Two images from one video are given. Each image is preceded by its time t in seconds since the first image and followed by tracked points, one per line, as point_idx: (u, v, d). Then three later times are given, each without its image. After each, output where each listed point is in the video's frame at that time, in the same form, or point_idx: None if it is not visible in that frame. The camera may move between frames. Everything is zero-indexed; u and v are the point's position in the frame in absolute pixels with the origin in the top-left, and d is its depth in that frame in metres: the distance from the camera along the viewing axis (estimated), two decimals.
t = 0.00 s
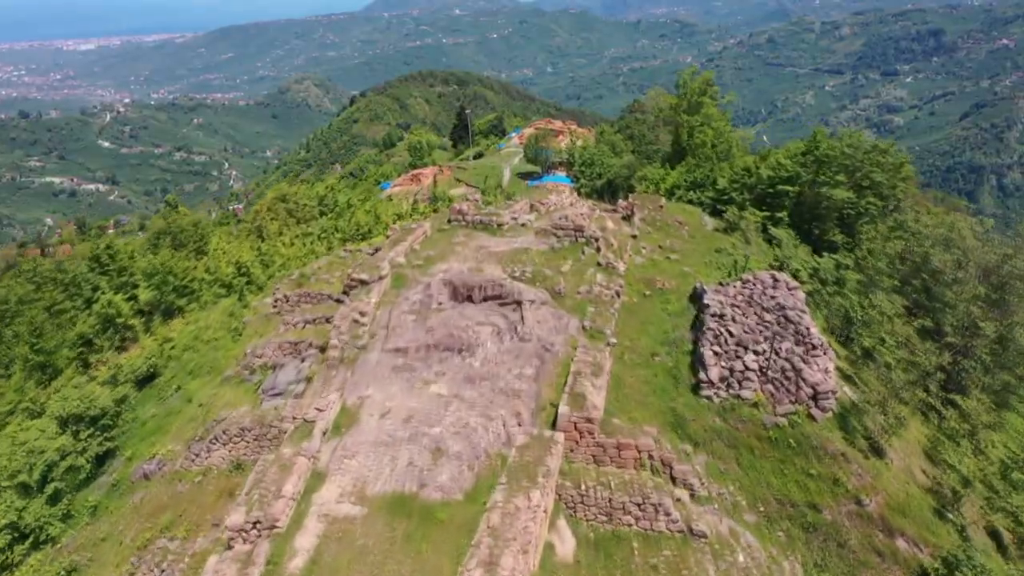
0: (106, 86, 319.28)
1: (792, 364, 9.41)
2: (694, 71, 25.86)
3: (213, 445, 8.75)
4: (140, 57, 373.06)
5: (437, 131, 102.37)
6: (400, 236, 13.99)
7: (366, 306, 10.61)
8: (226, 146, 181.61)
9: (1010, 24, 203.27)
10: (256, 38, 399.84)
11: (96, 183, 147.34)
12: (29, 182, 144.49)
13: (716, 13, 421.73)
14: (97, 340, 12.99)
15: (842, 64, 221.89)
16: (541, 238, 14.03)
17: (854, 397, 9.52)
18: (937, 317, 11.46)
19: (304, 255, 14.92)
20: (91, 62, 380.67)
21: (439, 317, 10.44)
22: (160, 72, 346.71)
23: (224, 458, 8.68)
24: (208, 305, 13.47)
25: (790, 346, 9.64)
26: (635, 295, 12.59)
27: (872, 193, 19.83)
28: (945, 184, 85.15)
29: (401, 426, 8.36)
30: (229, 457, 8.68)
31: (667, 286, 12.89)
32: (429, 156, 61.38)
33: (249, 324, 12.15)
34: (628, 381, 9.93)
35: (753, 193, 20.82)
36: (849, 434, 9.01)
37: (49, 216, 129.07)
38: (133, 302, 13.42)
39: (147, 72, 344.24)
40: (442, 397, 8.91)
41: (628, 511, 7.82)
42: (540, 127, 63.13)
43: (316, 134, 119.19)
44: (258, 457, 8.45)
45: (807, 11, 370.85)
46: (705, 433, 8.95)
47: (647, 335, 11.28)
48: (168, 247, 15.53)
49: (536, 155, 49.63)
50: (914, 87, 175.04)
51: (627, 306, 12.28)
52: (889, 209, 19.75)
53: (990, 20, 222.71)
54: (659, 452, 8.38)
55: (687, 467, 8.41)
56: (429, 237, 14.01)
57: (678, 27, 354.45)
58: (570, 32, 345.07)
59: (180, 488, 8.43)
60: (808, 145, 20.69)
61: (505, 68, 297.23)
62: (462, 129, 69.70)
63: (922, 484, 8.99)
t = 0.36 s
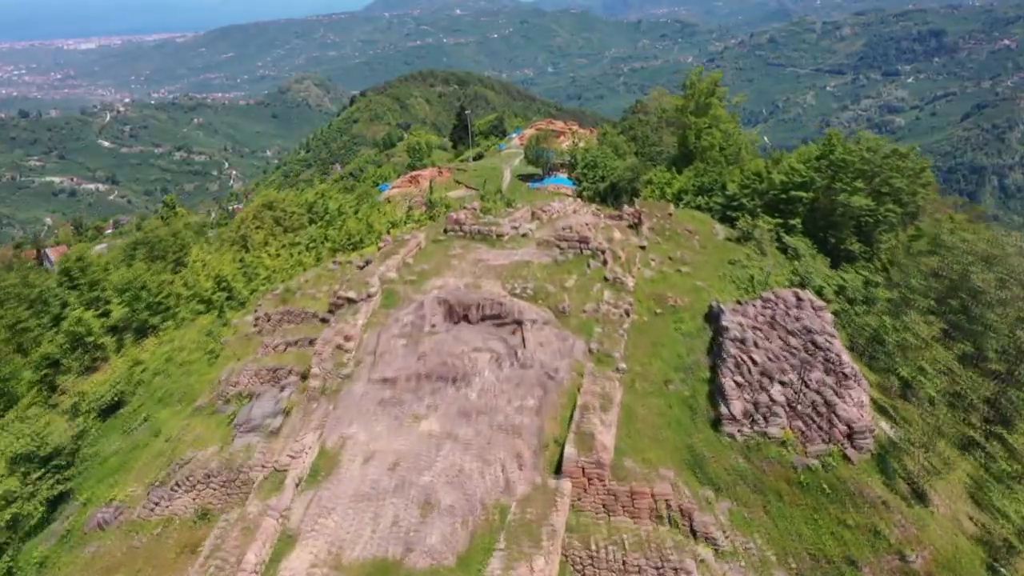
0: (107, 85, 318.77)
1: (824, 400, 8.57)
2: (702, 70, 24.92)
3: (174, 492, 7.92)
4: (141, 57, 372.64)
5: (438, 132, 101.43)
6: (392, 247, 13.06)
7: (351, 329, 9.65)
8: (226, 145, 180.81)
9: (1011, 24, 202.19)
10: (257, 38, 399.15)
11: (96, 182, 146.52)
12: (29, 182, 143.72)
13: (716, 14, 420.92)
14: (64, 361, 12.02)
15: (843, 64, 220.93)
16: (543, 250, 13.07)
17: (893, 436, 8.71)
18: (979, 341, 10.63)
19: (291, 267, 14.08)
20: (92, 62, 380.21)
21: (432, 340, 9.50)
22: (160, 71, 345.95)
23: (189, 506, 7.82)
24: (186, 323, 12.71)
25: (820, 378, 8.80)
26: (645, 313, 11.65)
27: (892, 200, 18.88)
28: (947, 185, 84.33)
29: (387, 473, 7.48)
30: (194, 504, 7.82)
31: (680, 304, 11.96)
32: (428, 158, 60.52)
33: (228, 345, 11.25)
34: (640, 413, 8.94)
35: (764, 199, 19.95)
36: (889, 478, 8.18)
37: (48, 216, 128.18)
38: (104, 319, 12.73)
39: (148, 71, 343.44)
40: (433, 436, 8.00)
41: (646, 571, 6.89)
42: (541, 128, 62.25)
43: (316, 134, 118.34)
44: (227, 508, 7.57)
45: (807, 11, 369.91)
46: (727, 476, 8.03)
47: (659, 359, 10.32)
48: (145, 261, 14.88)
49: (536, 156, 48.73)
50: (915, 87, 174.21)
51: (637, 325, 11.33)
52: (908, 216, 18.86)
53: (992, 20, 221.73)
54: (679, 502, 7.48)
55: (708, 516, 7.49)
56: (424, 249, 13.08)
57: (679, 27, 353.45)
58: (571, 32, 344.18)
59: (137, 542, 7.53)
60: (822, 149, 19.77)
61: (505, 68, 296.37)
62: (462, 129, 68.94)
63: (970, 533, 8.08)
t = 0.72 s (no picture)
0: (107, 84, 318.09)
1: (862, 446, 8.58)
2: (709, 72, 24.02)
3: (127, 553, 7.89)
4: (142, 57, 371.90)
5: (439, 132, 100.59)
6: (382, 263, 12.12)
7: (332, 360, 9.33)
8: (226, 145, 180.25)
9: (1013, 25, 201.20)
10: (257, 38, 398.62)
11: (95, 182, 145.97)
12: (29, 181, 143.29)
13: (717, 13, 419.51)
14: (28, 387, 12.85)
15: (845, 64, 219.97)
16: (545, 266, 12.11)
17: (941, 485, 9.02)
18: None
19: (275, 282, 13.42)
20: (92, 61, 379.33)
21: (422, 376, 9.13)
22: (161, 71, 345.44)
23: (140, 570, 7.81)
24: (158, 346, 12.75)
25: (857, 420, 8.77)
26: (657, 336, 10.67)
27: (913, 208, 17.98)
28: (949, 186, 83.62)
29: (367, 540, 7.40)
30: (146, 568, 7.81)
31: (695, 326, 10.98)
32: (428, 159, 59.79)
33: (201, 372, 10.71)
34: (654, 457, 8.56)
35: (778, 207, 19.04)
36: (938, 532, 8.33)
37: (48, 215, 127.62)
38: (72, 342, 13.56)
39: (148, 70, 342.96)
40: (423, 491, 7.85)
41: None
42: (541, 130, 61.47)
43: (316, 134, 117.59)
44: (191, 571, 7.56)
45: (808, 11, 368.92)
46: (756, 531, 7.96)
47: (675, 393, 9.55)
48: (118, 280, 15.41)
49: (537, 158, 47.97)
50: (916, 88, 173.21)
51: (649, 350, 10.36)
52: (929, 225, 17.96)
53: (993, 20, 220.76)
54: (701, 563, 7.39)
55: None
56: (417, 265, 12.16)
57: (680, 27, 352.32)
58: (572, 32, 343.18)
59: None
60: (838, 153, 18.76)
61: (506, 67, 295.33)
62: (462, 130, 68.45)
63: None
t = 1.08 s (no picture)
0: (109, 84, 318.42)
1: (915, 509, 7.03)
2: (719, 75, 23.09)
3: None
4: (143, 56, 372.69)
5: (440, 133, 99.78)
6: (372, 284, 11.17)
7: (309, 404, 8.35)
8: (227, 144, 179.85)
9: (1015, 27, 201.02)
10: (258, 38, 398.86)
11: (95, 181, 145.39)
12: (29, 180, 142.82)
13: (719, 14, 419.45)
14: None
15: (846, 65, 219.68)
16: (549, 289, 11.17)
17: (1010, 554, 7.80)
18: None
19: (258, 299, 12.54)
20: (93, 61, 380.11)
21: (413, 421, 8.28)
22: (163, 71, 345.93)
23: None
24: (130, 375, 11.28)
25: (912, 477, 7.24)
26: (671, 369, 9.75)
27: (937, 219, 16.94)
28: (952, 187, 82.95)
29: None
30: None
31: (713, 356, 10.04)
32: (427, 162, 58.83)
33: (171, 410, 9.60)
34: (675, 520, 7.47)
35: (792, 218, 18.17)
36: None
37: (49, 215, 127.42)
38: (33, 372, 12.26)
39: (149, 70, 343.21)
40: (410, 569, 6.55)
41: None
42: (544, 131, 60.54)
43: (317, 134, 116.75)
44: None
45: (810, 11, 368.32)
46: None
47: (695, 436, 8.55)
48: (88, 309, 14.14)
49: (540, 162, 46.92)
50: (918, 89, 172.88)
51: (665, 384, 9.42)
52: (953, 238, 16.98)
53: (994, 20, 220.14)
54: None
55: None
56: (410, 285, 11.16)
57: (682, 28, 352.03)
58: (574, 32, 343.45)
59: None
60: (858, 161, 17.77)
61: (507, 68, 295.42)
62: (462, 131, 67.95)
63: None
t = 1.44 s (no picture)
0: (111, 83, 318.68)
1: None
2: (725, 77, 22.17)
3: None
4: (144, 55, 372.90)
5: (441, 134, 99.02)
6: (360, 313, 10.35)
7: (283, 469, 7.86)
8: (228, 143, 179.61)
9: (1017, 27, 200.52)
10: (259, 37, 398.84)
11: (96, 181, 145.19)
12: (30, 180, 142.61)
13: (720, 14, 418.97)
14: None
15: (848, 65, 219.15)
16: (555, 317, 10.28)
17: None
18: None
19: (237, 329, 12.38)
20: (95, 59, 380.47)
21: (401, 487, 7.78)
22: (164, 70, 346.05)
23: None
24: (94, 415, 11.42)
25: (977, 552, 6.54)
26: (692, 412, 8.93)
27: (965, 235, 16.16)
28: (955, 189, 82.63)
29: None
30: None
31: (737, 395, 9.19)
32: (427, 164, 57.97)
33: (132, 460, 9.76)
34: None
35: (809, 232, 17.34)
36: None
37: (50, 215, 127.58)
38: None
39: (151, 69, 343.59)
40: None
41: None
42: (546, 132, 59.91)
43: (318, 134, 116.25)
44: None
45: (812, 11, 368.11)
46: None
47: (720, 495, 7.89)
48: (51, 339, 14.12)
49: (541, 164, 46.02)
50: (919, 89, 172.48)
51: (684, 431, 8.65)
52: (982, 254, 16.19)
53: (997, 21, 219.62)
54: None
55: None
56: (402, 313, 10.41)
57: (683, 27, 351.43)
58: (575, 32, 343.18)
59: None
60: (878, 172, 16.94)
61: (509, 67, 295.05)
62: (463, 133, 67.57)
63: None
